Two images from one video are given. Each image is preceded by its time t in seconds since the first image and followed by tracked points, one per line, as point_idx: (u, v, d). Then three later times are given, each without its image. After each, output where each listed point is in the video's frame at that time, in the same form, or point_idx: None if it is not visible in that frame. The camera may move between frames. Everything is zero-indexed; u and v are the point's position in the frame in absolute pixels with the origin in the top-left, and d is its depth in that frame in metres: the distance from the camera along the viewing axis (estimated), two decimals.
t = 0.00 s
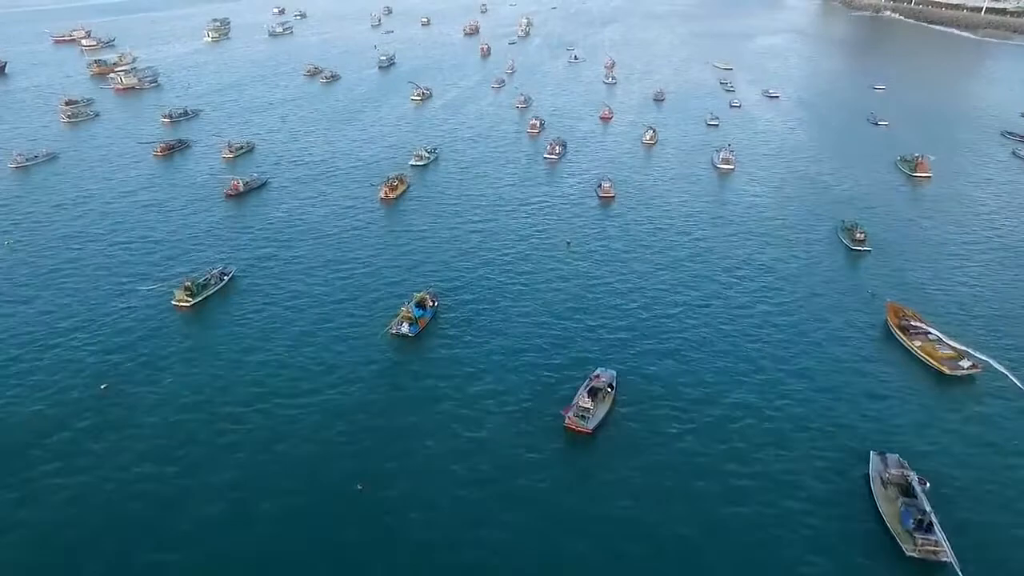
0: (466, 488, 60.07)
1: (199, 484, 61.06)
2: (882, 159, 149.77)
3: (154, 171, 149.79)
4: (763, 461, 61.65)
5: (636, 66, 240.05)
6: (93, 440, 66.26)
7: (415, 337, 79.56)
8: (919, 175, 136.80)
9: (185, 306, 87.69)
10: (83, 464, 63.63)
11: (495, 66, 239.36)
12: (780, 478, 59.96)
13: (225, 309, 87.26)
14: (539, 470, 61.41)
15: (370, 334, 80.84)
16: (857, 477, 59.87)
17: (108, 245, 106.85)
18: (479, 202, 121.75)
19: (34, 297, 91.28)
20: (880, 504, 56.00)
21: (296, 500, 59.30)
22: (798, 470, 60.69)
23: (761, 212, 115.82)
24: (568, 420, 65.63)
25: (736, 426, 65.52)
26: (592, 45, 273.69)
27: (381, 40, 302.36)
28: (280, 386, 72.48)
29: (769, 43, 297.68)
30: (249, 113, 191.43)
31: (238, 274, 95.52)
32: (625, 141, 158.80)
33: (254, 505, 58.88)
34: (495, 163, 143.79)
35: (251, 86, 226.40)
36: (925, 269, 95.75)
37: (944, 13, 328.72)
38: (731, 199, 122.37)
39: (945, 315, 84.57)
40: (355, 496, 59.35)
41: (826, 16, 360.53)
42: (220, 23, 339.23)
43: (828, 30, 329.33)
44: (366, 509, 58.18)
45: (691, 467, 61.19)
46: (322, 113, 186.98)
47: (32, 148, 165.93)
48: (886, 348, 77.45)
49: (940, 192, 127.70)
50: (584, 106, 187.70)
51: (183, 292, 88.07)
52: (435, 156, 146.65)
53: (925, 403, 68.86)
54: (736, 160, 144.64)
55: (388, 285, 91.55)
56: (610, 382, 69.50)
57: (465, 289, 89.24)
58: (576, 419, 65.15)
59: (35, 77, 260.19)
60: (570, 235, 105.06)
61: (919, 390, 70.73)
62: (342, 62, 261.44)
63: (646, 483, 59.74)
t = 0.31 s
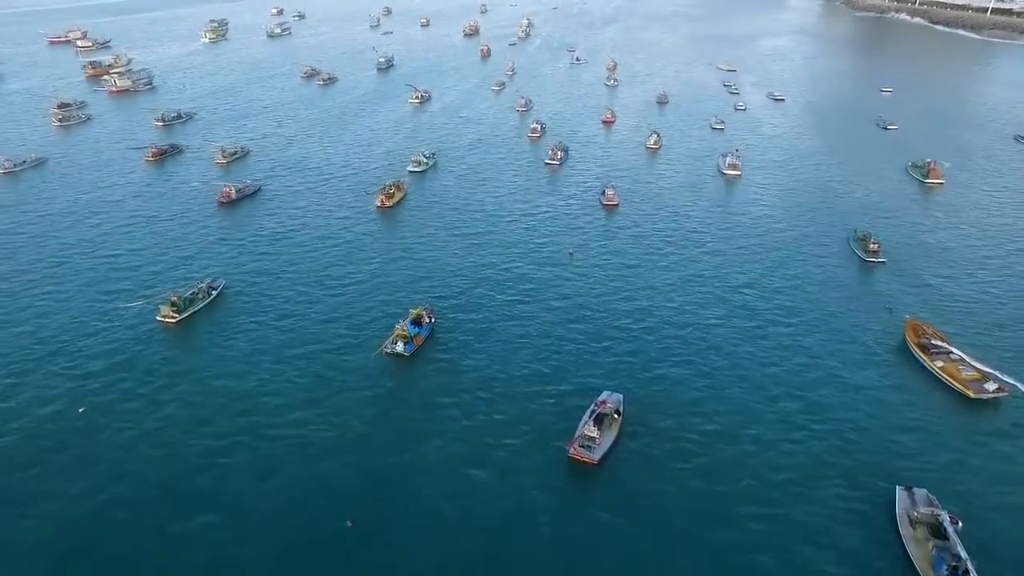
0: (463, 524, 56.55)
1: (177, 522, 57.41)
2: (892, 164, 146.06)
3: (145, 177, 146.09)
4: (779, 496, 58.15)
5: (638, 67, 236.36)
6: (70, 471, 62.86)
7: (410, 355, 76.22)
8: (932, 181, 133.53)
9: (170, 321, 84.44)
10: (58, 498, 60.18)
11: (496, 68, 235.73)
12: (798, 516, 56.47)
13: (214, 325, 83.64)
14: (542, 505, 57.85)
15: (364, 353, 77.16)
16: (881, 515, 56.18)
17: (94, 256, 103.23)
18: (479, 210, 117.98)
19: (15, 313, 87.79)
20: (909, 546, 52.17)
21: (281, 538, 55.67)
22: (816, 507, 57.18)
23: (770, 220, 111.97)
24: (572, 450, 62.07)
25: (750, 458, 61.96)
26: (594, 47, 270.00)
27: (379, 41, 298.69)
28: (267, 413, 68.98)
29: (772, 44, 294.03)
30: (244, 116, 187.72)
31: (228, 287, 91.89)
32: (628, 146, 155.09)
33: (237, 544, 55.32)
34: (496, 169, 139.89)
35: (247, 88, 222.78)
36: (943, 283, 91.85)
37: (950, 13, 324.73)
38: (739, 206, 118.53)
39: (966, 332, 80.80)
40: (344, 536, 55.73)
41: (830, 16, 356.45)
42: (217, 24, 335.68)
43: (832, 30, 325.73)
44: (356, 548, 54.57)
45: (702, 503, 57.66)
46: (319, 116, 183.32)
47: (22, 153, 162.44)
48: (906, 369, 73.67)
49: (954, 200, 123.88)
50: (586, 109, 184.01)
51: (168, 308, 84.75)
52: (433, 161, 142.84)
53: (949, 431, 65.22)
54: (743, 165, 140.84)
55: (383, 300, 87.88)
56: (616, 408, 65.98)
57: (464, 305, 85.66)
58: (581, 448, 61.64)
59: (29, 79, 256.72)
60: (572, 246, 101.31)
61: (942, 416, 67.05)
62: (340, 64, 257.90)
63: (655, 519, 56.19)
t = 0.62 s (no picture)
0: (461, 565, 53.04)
1: (153, 564, 53.62)
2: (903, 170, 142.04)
3: (136, 183, 142.08)
4: (799, 537, 54.51)
5: (640, 70, 232.45)
6: (44, 505, 59.43)
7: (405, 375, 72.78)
8: (946, 188, 129.54)
9: (154, 339, 80.43)
10: (29, 535, 56.68)
11: (496, 70, 231.85)
12: (819, 558, 52.85)
13: (200, 343, 79.87)
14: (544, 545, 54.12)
15: (357, 376, 73.46)
16: (910, 557, 52.51)
17: (78, 266, 99.17)
18: (478, 219, 113.91)
19: None
20: None
21: None
22: (837, 548, 53.57)
23: (781, 229, 107.93)
24: (578, 483, 58.45)
25: (765, 493, 58.34)
26: (595, 48, 266.05)
27: (378, 42, 294.86)
28: (252, 443, 65.34)
29: (775, 46, 290.10)
30: (239, 120, 183.73)
31: (216, 302, 88.09)
32: (632, 151, 151.08)
33: None
34: (495, 175, 135.78)
35: (242, 91, 218.88)
36: (962, 299, 88.04)
37: (955, 13, 320.65)
38: (748, 215, 114.48)
39: (990, 353, 76.88)
40: None
41: (834, 17, 352.49)
42: (214, 26, 331.96)
43: (836, 31, 321.73)
44: None
45: (716, 544, 53.98)
46: (315, 121, 179.43)
47: (10, 159, 158.48)
48: (930, 393, 69.80)
49: (968, 209, 120.00)
50: (588, 113, 180.02)
51: (151, 324, 80.88)
52: (432, 167, 138.76)
53: (979, 463, 61.39)
54: (750, 171, 136.78)
55: (379, 317, 84.05)
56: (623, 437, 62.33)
57: (463, 323, 81.95)
58: (587, 482, 58.04)
59: (22, 81, 252.89)
60: (576, 258, 97.35)
61: (970, 446, 63.25)
62: (337, 66, 253.82)
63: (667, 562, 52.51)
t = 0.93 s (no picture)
0: None
1: None
2: (914, 177, 138.18)
3: (125, 189, 137.97)
4: None
5: (642, 72, 228.62)
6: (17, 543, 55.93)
7: (400, 402, 69.37)
8: (959, 196, 125.79)
9: (136, 359, 77.13)
10: None
11: (496, 72, 227.97)
12: None
13: (185, 366, 76.27)
14: None
15: (352, 402, 70.01)
16: None
17: (62, 280, 95.48)
18: (478, 229, 109.96)
19: None
20: None
21: None
22: None
23: (791, 241, 104.12)
24: (584, 523, 54.88)
25: (784, 534, 54.90)
26: (596, 50, 262.18)
27: (376, 44, 291.21)
28: (235, 479, 61.68)
29: (779, 47, 286.29)
30: (234, 124, 179.86)
31: (202, 319, 84.55)
32: (635, 156, 147.22)
33: None
34: (495, 182, 131.60)
35: (238, 94, 215.00)
36: (983, 316, 84.22)
37: (961, 14, 316.57)
38: (757, 225, 110.63)
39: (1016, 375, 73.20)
40: None
41: (837, 17, 348.44)
42: (211, 27, 328.14)
43: (840, 31, 317.72)
44: None
45: None
46: (311, 124, 175.56)
47: None
48: (955, 419, 66.18)
49: (984, 220, 116.18)
50: (590, 117, 176.10)
51: (134, 344, 77.47)
52: (430, 174, 134.59)
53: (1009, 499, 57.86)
54: (758, 178, 132.67)
55: (374, 336, 80.47)
56: (632, 470, 58.76)
57: (461, 345, 78.21)
58: (593, 522, 54.56)
59: (15, 84, 249.07)
60: (579, 272, 93.58)
61: (999, 479, 59.70)
62: (335, 68, 249.89)
63: None
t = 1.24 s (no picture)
0: None
1: None
2: (929, 184, 133.73)
3: (114, 197, 133.67)
4: None
5: (646, 75, 224.27)
6: None
7: (394, 433, 65.41)
8: (977, 205, 121.30)
9: (117, 384, 73.43)
10: None
11: (496, 74, 223.71)
12: None
13: (169, 394, 72.37)
14: None
15: (345, 434, 66.19)
16: None
17: (42, 297, 91.38)
18: (478, 240, 105.37)
19: None
20: None
21: None
22: None
23: (805, 254, 99.73)
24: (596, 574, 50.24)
25: None
26: (598, 52, 257.75)
27: (375, 45, 286.94)
28: (221, 524, 57.74)
29: (783, 49, 281.92)
30: (228, 129, 175.64)
31: (187, 340, 80.77)
32: (640, 163, 142.78)
33: None
34: (497, 190, 127.12)
35: (234, 97, 210.75)
36: (1012, 338, 79.88)
37: (968, 13, 311.40)
38: (770, 236, 106.15)
39: None
40: None
41: (843, 17, 343.48)
42: (208, 28, 324.10)
43: (845, 32, 312.85)
44: None
45: None
46: (307, 129, 171.30)
47: None
48: (987, 454, 62.13)
49: (1005, 231, 111.68)
50: (593, 121, 171.81)
51: (114, 368, 73.67)
52: (429, 181, 129.76)
53: None
54: (769, 186, 127.86)
55: (369, 360, 76.50)
56: (644, 512, 54.43)
57: (461, 371, 74.05)
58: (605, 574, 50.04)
59: (8, 87, 244.95)
60: (585, 288, 89.30)
61: None
62: (333, 71, 245.54)
63: None
